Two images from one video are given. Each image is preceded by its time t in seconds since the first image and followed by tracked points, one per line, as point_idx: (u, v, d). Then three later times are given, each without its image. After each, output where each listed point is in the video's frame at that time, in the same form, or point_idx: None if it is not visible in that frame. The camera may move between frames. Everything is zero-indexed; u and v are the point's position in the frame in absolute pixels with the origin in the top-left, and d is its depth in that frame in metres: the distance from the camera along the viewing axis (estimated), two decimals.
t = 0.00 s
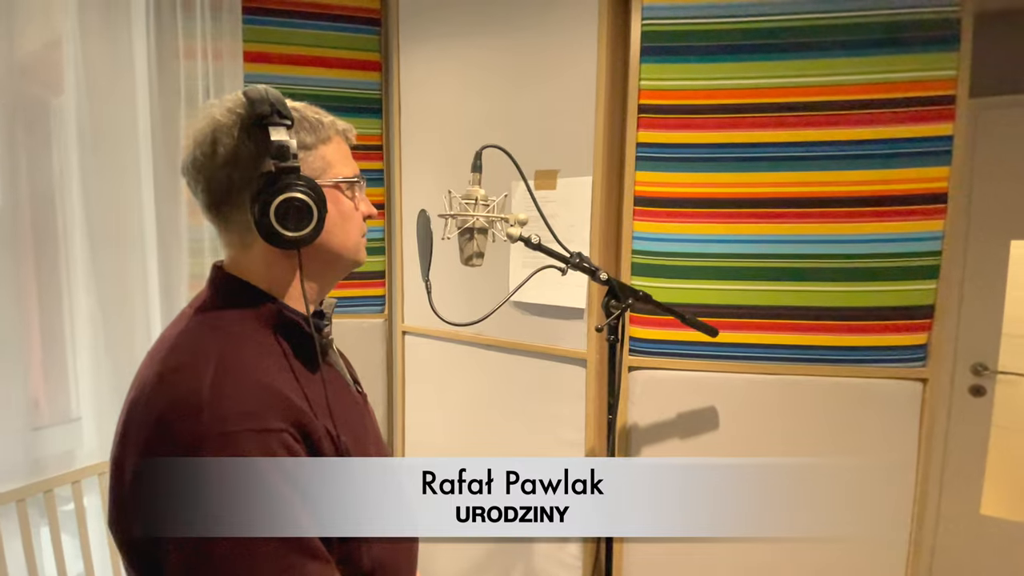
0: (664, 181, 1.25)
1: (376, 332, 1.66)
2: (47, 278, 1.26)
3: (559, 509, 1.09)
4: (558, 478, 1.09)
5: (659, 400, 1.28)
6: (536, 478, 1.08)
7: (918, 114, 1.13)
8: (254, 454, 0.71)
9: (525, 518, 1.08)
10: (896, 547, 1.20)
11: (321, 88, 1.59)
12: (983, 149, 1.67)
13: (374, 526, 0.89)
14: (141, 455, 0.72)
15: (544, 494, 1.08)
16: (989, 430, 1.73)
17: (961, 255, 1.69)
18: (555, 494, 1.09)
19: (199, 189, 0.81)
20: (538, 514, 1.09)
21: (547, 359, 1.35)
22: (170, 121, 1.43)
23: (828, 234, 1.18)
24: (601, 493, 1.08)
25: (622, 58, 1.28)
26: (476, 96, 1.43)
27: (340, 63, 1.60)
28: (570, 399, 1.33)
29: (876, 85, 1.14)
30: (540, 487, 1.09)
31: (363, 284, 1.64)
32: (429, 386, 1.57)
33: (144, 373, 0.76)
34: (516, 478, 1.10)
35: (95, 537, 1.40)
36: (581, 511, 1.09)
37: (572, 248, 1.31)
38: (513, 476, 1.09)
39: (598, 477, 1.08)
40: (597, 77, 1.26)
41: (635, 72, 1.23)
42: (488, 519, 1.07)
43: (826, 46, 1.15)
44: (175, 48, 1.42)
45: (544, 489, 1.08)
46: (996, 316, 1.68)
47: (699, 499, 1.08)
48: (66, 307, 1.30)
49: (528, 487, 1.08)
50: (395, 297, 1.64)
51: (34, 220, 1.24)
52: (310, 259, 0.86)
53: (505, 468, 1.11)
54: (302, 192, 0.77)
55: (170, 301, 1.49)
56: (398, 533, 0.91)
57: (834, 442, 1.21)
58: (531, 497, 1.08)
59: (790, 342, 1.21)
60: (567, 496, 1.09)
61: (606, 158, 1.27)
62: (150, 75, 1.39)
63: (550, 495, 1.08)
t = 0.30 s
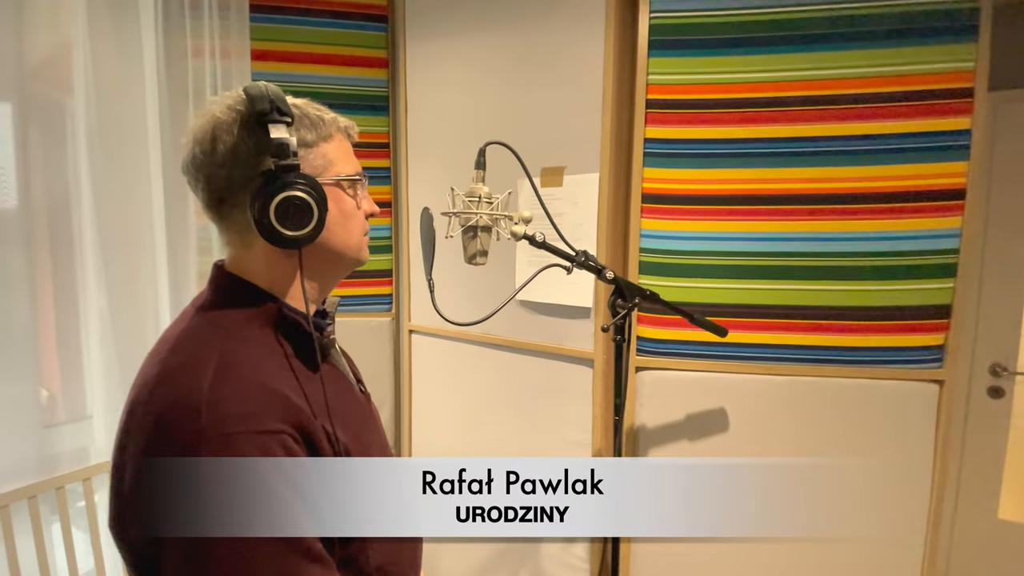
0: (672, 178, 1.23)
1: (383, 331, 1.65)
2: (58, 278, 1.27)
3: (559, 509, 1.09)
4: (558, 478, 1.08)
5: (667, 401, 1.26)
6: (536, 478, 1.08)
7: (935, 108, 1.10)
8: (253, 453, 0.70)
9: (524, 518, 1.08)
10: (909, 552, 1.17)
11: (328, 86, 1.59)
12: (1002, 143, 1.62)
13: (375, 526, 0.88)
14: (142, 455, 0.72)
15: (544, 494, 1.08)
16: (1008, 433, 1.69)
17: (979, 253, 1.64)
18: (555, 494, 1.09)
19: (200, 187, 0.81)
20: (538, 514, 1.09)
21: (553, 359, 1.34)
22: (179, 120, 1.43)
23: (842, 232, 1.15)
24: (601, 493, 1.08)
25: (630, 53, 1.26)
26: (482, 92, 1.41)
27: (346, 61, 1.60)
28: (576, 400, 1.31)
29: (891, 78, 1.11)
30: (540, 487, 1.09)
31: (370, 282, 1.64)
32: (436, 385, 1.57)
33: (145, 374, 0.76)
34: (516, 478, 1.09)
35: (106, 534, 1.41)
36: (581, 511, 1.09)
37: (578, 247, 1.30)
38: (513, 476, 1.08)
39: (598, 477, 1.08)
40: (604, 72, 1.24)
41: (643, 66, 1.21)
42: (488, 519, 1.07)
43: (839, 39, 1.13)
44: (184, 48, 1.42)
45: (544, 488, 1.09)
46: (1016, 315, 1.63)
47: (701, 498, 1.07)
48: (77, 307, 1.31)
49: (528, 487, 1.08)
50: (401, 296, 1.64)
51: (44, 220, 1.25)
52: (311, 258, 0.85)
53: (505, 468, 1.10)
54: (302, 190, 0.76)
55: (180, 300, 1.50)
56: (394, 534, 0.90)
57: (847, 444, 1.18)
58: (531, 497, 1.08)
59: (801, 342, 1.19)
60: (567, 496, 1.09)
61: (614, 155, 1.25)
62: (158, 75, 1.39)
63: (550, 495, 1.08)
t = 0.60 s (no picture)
0: (679, 175, 1.21)
1: (389, 330, 1.65)
2: (67, 278, 1.29)
3: (559, 509, 1.09)
4: (558, 478, 1.09)
5: (674, 400, 1.25)
6: (536, 478, 1.09)
7: (951, 101, 1.07)
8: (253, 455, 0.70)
9: (525, 518, 1.07)
10: (922, 557, 1.14)
11: (333, 84, 1.59)
12: None
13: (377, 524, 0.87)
14: (143, 456, 0.72)
15: (544, 494, 1.08)
16: None
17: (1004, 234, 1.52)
18: (555, 494, 1.09)
19: (201, 186, 0.81)
20: (538, 514, 1.08)
21: (559, 358, 1.33)
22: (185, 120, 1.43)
23: (853, 228, 1.13)
24: (601, 493, 1.11)
25: (636, 48, 1.25)
26: (486, 90, 1.40)
27: (352, 60, 1.60)
28: (582, 399, 1.30)
29: (905, 70, 1.08)
30: (540, 487, 1.09)
31: (375, 281, 1.64)
32: (441, 384, 1.56)
33: (146, 374, 0.76)
34: (516, 477, 1.09)
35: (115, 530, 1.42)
36: (580, 512, 1.10)
37: (584, 245, 1.29)
38: (513, 476, 1.08)
39: (598, 477, 1.12)
40: (609, 68, 1.22)
41: (649, 62, 1.20)
42: (488, 519, 1.06)
43: (850, 31, 1.10)
44: (190, 47, 1.42)
45: (544, 489, 1.09)
46: None
47: (699, 498, 1.08)
48: (86, 306, 1.32)
49: (528, 487, 1.08)
50: (407, 295, 1.63)
51: (52, 220, 1.26)
52: (313, 257, 0.84)
53: (505, 468, 1.09)
54: (303, 190, 0.76)
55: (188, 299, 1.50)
56: (392, 533, 0.89)
57: (858, 446, 1.16)
58: (531, 496, 1.07)
59: (811, 341, 1.17)
60: (567, 496, 1.10)
61: (619, 151, 1.24)
62: (164, 75, 1.39)
63: (550, 495, 1.09)
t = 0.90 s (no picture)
0: (685, 171, 1.20)
1: (395, 328, 1.65)
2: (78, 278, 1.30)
3: (559, 509, 1.10)
4: (558, 478, 1.10)
5: (680, 399, 1.24)
6: (536, 478, 1.10)
7: (965, 92, 1.04)
8: (255, 454, 0.69)
9: (524, 518, 1.08)
10: (935, 559, 1.12)
11: (339, 84, 1.59)
12: None
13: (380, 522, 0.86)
14: (146, 454, 0.72)
15: (544, 494, 1.09)
16: None
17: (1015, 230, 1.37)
18: (555, 494, 1.10)
19: (202, 186, 0.81)
20: (538, 514, 1.09)
21: (565, 357, 1.32)
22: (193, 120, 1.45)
23: (863, 224, 1.11)
24: (601, 493, 1.12)
25: (641, 44, 1.24)
26: (491, 87, 1.40)
27: (357, 59, 1.60)
28: (588, 398, 1.29)
29: (916, 62, 1.06)
30: (540, 487, 1.10)
31: (382, 280, 1.64)
32: (447, 383, 1.56)
33: (150, 373, 0.76)
34: (515, 478, 1.09)
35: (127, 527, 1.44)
36: (581, 512, 1.11)
37: (589, 243, 1.28)
38: (513, 476, 1.09)
39: (598, 477, 1.13)
40: (614, 64, 1.21)
41: (654, 58, 1.18)
42: (488, 519, 1.07)
43: (860, 23, 1.08)
44: (197, 48, 1.43)
45: (544, 489, 1.10)
46: None
47: (698, 498, 1.10)
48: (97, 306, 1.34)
49: (528, 487, 1.09)
50: (413, 294, 1.64)
51: (63, 220, 1.27)
52: (315, 255, 0.84)
53: (505, 468, 1.11)
54: (305, 188, 0.76)
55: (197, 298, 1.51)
56: (390, 533, 0.88)
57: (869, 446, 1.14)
58: (531, 496, 1.08)
59: (821, 339, 1.15)
60: (567, 496, 1.11)
61: (624, 148, 1.22)
62: (173, 76, 1.41)
63: (550, 495, 1.10)
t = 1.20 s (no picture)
0: (691, 166, 1.18)
1: (401, 327, 1.65)
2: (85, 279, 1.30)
3: (558, 509, 1.10)
4: (558, 478, 1.09)
5: (687, 396, 1.22)
6: (536, 478, 1.09)
7: (979, 83, 1.01)
8: (260, 452, 0.69)
9: (524, 518, 1.08)
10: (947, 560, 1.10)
11: (343, 83, 1.59)
12: None
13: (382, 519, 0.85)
14: (151, 454, 0.72)
15: (544, 494, 1.09)
16: None
17: None
18: (555, 494, 1.10)
19: (208, 186, 0.80)
20: (538, 514, 1.09)
21: (570, 355, 1.31)
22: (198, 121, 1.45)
23: (874, 219, 1.09)
24: (602, 493, 1.11)
25: (645, 38, 1.22)
26: (495, 84, 1.39)
27: (360, 57, 1.59)
28: (594, 396, 1.28)
29: (930, 52, 1.03)
30: (540, 487, 1.10)
31: (386, 279, 1.64)
32: (453, 382, 1.56)
33: (155, 372, 0.76)
34: (515, 477, 1.09)
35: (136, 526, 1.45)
36: (581, 511, 1.10)
37: (594, 240, 1.27)
38: (513, 476, 1.09)
39: (598, 477, 1.11)
40: (618, 59, 1.20)
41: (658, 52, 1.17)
42: (488, 519, 1.06)
43: (870, 13, 1.06)
44: (201, 48, 1.43)
45: (543, 489, 1.09)
46: None
47: (698, 498, 1.10)
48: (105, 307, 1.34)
49: (528, 487, 1.08)
50: (417, 292, 1.63)
51: (70, 221, 1.28)
52: (318, 254, 0.84)
53: (505, 468, 1.09)
54: (309, 186, 0.75)
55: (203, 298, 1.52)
56: (391, 533, 0.87)
57: (879, 444, 1.12)
58: (531, 497, 1.08)
59: (831, 335, 1.13)
60: (567, 496, 1.10)
61: (629, 143, 1.21)
62: (177, 77, 1.41)
63: (550, 495, 1.10)
